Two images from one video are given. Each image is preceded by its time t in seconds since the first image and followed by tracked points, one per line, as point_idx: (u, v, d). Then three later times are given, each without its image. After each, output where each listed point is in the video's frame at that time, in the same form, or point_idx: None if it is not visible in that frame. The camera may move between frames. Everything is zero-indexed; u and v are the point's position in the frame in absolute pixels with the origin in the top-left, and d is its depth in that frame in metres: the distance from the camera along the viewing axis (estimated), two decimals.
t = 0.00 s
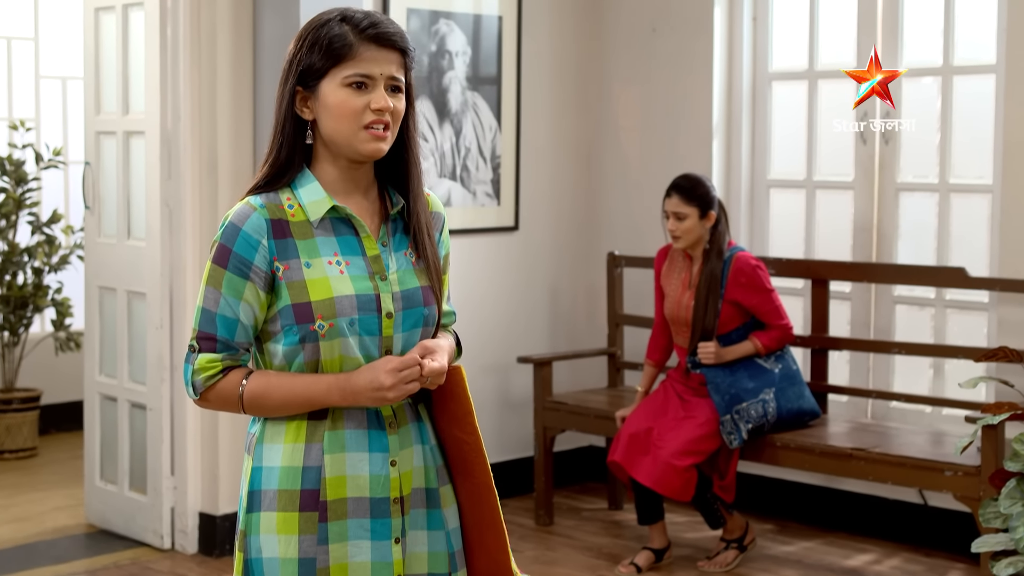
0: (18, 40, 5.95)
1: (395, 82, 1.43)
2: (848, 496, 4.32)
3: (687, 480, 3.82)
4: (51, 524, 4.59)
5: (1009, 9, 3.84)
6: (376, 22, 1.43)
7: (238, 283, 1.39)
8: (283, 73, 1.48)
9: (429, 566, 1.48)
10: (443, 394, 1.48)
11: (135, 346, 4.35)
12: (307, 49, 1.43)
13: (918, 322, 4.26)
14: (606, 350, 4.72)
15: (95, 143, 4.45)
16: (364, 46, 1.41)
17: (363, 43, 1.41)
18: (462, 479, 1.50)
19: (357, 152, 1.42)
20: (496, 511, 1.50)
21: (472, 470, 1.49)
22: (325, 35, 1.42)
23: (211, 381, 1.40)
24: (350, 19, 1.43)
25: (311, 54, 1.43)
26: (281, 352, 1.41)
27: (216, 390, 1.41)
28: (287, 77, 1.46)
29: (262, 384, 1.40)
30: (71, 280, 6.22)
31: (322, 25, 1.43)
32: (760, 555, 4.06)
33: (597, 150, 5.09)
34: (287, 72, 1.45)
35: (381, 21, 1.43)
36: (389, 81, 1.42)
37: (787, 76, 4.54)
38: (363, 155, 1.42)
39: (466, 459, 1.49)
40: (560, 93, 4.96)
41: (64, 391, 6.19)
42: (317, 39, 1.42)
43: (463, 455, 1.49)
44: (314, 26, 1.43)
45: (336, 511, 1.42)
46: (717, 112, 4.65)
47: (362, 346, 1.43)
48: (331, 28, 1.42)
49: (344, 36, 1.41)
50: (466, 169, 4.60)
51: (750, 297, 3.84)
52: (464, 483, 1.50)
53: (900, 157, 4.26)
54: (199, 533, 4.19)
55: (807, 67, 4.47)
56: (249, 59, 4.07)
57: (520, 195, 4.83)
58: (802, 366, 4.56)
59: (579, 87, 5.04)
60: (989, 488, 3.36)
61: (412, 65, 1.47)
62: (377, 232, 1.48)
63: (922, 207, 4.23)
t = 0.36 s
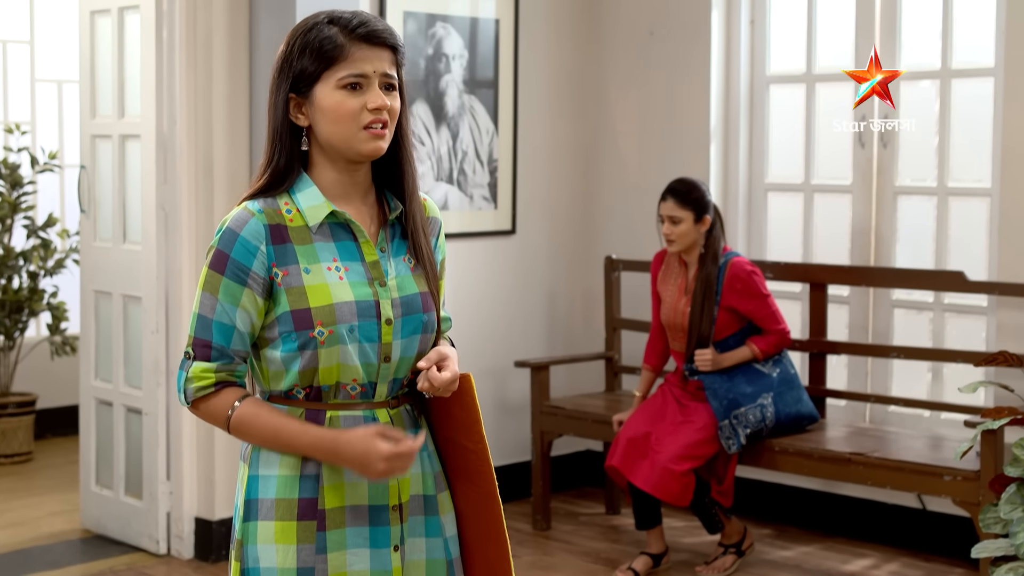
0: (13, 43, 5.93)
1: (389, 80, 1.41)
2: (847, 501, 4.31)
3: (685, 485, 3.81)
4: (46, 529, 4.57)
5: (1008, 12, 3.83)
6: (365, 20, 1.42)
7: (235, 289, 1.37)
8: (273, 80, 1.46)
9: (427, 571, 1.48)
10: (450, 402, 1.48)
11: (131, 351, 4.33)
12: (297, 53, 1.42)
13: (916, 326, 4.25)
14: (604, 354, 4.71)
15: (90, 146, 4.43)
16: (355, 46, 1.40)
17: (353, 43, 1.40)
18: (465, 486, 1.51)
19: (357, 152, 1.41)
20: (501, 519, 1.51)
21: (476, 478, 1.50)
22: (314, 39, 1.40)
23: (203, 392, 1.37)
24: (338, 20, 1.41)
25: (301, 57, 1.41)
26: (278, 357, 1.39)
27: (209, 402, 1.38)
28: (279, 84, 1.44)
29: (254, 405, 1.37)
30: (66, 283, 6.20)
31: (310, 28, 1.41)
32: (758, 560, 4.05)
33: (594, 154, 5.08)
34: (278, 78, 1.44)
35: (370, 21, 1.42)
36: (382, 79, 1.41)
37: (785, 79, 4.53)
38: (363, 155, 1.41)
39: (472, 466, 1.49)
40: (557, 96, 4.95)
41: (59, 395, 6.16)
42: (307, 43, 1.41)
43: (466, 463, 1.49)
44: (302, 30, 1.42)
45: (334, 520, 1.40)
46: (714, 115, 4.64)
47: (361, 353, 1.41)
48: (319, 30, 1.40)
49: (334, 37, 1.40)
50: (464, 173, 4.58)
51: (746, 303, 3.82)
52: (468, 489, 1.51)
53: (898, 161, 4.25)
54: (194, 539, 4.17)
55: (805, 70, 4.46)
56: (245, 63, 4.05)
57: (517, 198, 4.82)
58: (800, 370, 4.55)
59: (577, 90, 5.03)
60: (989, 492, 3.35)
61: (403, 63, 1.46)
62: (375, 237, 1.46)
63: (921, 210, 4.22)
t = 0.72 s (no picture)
0: (10, 46, 5.92)
1: (385, 83, 1.40)
2: (846, 505, 4.30)
3: (684, 489, 3.79)
4: (43, 534, 4.55)
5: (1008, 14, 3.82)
6: (360, 23, 1.41)
7: (231, 294, 1.36)
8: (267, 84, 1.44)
9: None
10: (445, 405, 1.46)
11: (128, 355, 4.32)
12: (292, 56, 1.40)
13: (914, 330, 4.24)
14: (602, 358, 4.69)
15: (87, 149, 4.42)
16: (351, 49, 1.39)
17: (349, 46, 1.39)
18: (462, 490, 1.49)
19: (354, 155, 1.39)
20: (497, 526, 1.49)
21: (473, 483, 1.48)
22: (309, 42, 1.39)
23: (191, 400, 1.35)
24: (333, 23, 1.40)
25: (297, 60, 1.40)
26: (275, 362, 1.38)
27: (201, 411, 1.36)
28: (274, 87, 1.43)
29: (243, 439, 1.35)
30: (63, 287, 6.19)
31: (305, 31, 1.40)
32: (757, 565, 4.03)
33: (592, 157, 5.07)
34: (272, 82, 1.43)
35: (366, 23, 1.41)
36: (379, 82, 1.40)
37: (784, 82, 4.52)
38: (360, 158, 1.40)
39: (469, 471, 1.48)
40: (555, 99, 4.94)
41: (56, 400, 6.15)
42: (302, 46, 1.40)
43: (462, 468, 1.48)
44: (297, 32, 1.41)
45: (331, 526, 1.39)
46: (713, 118, 4.63)
47: (358, 358, 1.39)
48: (314, 33, 1.39)
49: (330, 40, 1.39)
50: (461, 176, 4.57)
51: (744, 307, 3.81)
52: (464, 494, 1.49)
53: (898, 164, 4.24)
54: (192, 543, 4.15)
55: (804, 73, 4.45)
56: (242, 71, 4.07)
57: (515, 202, 4.81)
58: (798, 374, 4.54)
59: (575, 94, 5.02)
60: (988, 497, 3.33)
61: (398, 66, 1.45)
62: (372, 241, 1.45)
63: (920, 214, 4.21)
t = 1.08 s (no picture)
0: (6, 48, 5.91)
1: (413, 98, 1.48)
2: (845, 507, 4.29)
3: (681, 492, 3.78)
4: (39, 536, 4.54)
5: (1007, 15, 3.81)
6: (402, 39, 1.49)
7: (236, 301, 1.35)
8: (288, 71, 1.46)
9: None
10: (455, 399, 1.52)
11: (125, 357, 4.31)
12: (334, 51, 1.44)
13: (913, 332, 4.24)
14: (600, 360, 4.68)
15: (83, 152, 4.41)
16: (396, 57, 1.46)
17: (395, 54, 1.46)
18: (466, 483, 1.54)
19: (378, 154, 1.44)
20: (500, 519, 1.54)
21: (479, 476, 1.53)
22: (356, 44, 1.44)
23: (197, 413, 1.34)
24: (378, 32, 1.47)
25: (340, 55, 1.44)
26: (274, 371, 1.39)
27: (203, 422, 1.36)
28: (304, 73, 1.44)
29: (237, 476, 1.36)
30: (59, 289, 6.18)
31: (350, 33, 1.45)
32: (756, 567, 4.03)
33: (590, 159, 5.06)
34: (302, 69, 1.44)
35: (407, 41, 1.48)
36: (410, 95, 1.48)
37: (781, 85, 4.51)
38: (378, 163, 1.45)
39: (474, 465, 1.53)
40: (553, 101, 4.93)
41: (53, 402, 6.14)
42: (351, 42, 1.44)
43: (467, 460, 1.53)
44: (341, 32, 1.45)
45: (328, 531, 1.41)
46: (711, 119, 4.62)
47: (360, 363, 1.42)
48: (363, 36, 1.45)
49: (380, 45, 1.45)
50: (459, 178, 4.56)
51: (743, 310, 3.80)
52: (467, 487, 1.54)
53: (896, 166, 4.24)
54: (188, 546, 4.13)
55: (802, 75, 4.45)
56: (240, 73, 4.03)
57: (512, 204, 4.80)
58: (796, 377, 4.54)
59: (573, 96, 5.01)
60: (988, 500, 3.32)
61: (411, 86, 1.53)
62: (366, 241, 1.49)
63: (918, 216, 4.20)
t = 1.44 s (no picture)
0: (6, 51, 5.91)
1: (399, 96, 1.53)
2: (846, 512, 4.29)
3: (681, 496, 3.77)
4: (38, 540, 4.53)
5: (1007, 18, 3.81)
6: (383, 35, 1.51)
7: (267, 309, 1.35)
8: (284, 86, 1.44)
9: None
10: (449, 407, 1.57)
11: (124, 360, 4.30)
12: (334, 58, 1.44)
13: (913, 336, 4.23)
14: (600, 363, 4.67)
15: (83, 155, 4.40)
16: (389, 60, 1.49)
17: (388, 57, 1.49)
18: (448, 490, 1.58)
19: (390, 161, 1.48)
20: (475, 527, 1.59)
21: (462, 483, 1.58)
22: (353, 47, 1.45)
23: (222, 423, 1.33)
24: (366, 33, 1.48)
25: (341, 63, 1.44)
26: (293, 380, 1.41)
27: (223, 431, 1.35)
28: (314, 87, 1.43)
29: (245, 491, 1.36)
30: (59, 293, 6.17)
31: (339, 35, 1.45)
32: (756, 572, 4.02)
33: (590, 163, 5.06)
34: (307, 84, 1.43)
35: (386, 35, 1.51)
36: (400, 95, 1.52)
37: (781, 87, 4.51)
38: (390, 166, 1.49)
39: (459, 473, 1.57)
40: (552, 104, 4.93)
41: (52, 406, 6.13)
42: (351, 49, 1.45)
43: (454, 469, 1.57)
44: (329, 36, 1.45)
45: (340, 540, 1.45)
46: (711, 122, 4.62)
47: (375, 373, 1.46)
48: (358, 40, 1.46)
49: (374, 49, 1.47)
50: (459, 181, 4.56)
51: (743, 313, 3.79)
52: (449, 494, 1.58)
53: (896, 170, 4.23)
54: (188, 550, 4.12)
55: (802, 77, 4.44)
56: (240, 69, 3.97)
57: (512, 207, 4.79)
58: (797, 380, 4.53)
59: (573, 100, 5.00)
60: (989, 504, 3.32)
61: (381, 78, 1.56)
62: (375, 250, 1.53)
63: (918, 219, 4.20)
